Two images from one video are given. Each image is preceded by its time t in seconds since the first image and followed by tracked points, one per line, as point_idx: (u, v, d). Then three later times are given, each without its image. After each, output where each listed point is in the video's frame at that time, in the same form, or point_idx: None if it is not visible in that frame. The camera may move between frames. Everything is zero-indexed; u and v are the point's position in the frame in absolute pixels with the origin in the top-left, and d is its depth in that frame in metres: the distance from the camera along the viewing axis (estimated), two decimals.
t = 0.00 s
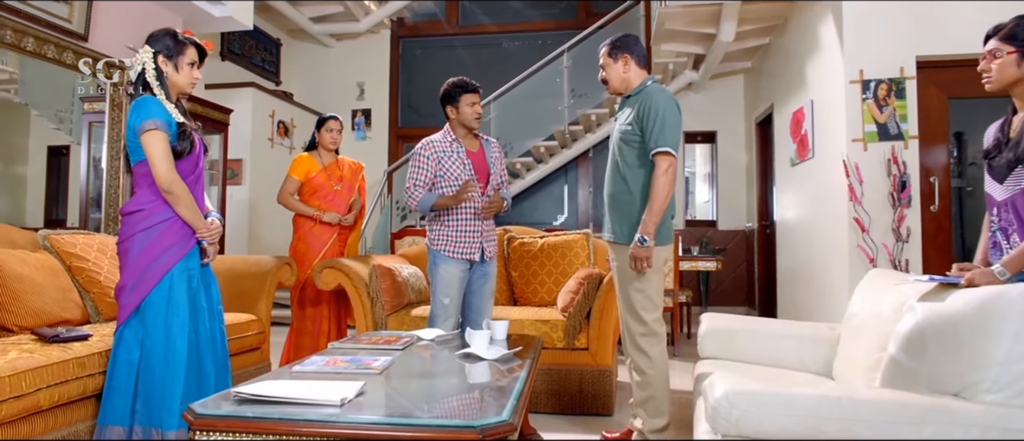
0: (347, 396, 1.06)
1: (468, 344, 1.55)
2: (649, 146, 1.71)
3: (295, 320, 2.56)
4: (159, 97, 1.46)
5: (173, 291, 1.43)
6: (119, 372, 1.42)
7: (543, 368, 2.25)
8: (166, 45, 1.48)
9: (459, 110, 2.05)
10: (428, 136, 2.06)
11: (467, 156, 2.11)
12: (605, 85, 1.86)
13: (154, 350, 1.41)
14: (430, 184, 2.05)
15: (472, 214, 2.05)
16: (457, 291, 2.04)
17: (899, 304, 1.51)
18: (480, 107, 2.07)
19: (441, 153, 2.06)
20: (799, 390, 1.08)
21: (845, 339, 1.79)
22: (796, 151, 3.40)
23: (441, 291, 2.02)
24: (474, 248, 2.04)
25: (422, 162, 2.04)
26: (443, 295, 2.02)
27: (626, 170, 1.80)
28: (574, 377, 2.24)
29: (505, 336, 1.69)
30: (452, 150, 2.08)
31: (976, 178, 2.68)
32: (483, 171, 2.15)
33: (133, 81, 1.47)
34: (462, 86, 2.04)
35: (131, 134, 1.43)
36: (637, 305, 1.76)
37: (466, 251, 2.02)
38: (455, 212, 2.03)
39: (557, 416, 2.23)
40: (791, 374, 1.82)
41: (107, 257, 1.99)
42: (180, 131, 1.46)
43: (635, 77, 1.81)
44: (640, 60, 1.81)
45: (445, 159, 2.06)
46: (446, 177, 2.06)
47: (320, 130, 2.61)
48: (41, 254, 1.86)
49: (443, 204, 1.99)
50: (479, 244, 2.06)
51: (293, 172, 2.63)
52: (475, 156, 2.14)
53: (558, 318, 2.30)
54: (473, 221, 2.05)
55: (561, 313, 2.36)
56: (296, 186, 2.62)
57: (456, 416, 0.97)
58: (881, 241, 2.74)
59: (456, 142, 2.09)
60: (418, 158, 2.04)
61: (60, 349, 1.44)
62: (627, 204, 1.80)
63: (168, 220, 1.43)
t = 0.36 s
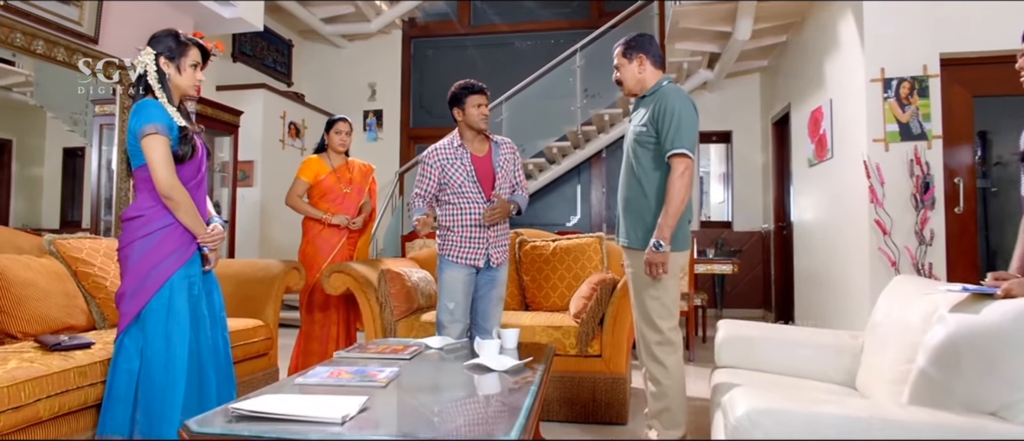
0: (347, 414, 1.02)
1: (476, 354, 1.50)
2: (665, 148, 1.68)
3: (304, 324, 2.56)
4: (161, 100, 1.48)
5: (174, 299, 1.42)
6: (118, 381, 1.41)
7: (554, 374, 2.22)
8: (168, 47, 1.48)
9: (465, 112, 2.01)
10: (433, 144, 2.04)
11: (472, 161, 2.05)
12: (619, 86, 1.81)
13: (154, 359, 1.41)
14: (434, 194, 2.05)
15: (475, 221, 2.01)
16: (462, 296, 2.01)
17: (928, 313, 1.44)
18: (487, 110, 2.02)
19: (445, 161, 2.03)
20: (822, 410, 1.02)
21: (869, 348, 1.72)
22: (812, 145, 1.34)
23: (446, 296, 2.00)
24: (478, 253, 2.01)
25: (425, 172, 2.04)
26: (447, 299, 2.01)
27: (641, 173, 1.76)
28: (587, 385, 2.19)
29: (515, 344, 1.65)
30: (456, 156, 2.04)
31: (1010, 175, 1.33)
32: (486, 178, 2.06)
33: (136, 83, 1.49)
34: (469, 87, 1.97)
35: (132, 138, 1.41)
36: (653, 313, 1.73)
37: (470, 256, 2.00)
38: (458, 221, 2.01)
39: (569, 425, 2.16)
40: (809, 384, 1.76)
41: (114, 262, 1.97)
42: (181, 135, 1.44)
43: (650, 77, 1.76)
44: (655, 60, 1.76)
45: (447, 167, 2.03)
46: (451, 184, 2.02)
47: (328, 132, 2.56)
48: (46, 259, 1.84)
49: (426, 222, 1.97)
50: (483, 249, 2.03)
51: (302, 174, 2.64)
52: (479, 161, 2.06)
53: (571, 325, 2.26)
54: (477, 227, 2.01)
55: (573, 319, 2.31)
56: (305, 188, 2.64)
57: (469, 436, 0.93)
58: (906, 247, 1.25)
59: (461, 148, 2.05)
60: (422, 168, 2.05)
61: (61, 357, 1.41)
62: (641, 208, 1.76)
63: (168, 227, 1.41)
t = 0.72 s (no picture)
0: (345, 433, 0.98)
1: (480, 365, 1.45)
2: (678, 151, 1.61)
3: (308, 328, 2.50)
4: (156, 101, 1.45)
5: (169, 306, 1.40)
6: (113, 391, 1.39)
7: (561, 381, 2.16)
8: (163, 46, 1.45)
9: (471, 112, 1.96)
10: (440, 144, 1.99)
11: (480, 162, 2.00)
12: (630, 86, 1.75)
13: (149, 368, 1.38)
14: (439, 194, 1.98)
15: (482, 223, 1.96)
16: (468, 301, 1.95)
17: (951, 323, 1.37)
18: (492, 111, 1.97)
19: (452, 161, 1.98)
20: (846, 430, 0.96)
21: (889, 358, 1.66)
22: (826, 143, 1.28)
23: (451, 300, 1.94)
24: (485, 257, 1.95)
25: (431, 171, 1.98)
26: (453, 304, 1.94)
27: (653, 176, 1.69)
28: (597, 392, 2.13)
29: (521, 352, 1.61)
30: (463, 156, 1.98)
31: None
32: (494, 178, 2.02)
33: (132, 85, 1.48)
34: (475, 88, 1.94)
35: (126, 141, 1.38)
36: (664, 320, 1.68)
37: (477, 260, 1.94)
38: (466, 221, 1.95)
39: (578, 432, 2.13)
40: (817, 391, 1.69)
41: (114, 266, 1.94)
42: (178, 137, 1.40)
43: (662, 76, 1.70)
44: (667, 58, 1.70)
45: (454, 167, 1.97)
46: (458, 184, 1.97)
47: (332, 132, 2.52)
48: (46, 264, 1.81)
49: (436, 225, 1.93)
50: (491, 253, 1.96)
51: (306, 175, 2.58)
52: (487, 162, 2.02)
53: (579, 330, 2.20)
54: (486, 229, 1.95)
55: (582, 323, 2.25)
56: (309, 189, 2.57)
57: None
58: (923, 248, 1.17)
59: (468, 149, 1.99)
60: (429, 166, 1.99)
61: (56, 367, 1.38)
62: (653, 212, 1.70)
63: (163, 232, 1.39)
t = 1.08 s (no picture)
0: None
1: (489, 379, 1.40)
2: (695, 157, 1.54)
3: (316, 333, 2.46)
4: (155, 108, 1.40)
5: (169, 317, 1.36)
6: (113, 404, 1.35)
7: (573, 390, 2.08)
8: (162, 50, 1.41)
9: (479, 116, 1.92)
10: (451, 143, 1.93)
11: (493, 164, 1.96)
12: (643, 87, 1.69)
13: (150, 381, 1.35)
14: (457, 191, 1.89)
15: (495, 228, 1.89)
16: (479, 309, 1.88)
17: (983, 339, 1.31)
18: (501, 115, 1.93)
19: (465, 160, 1.92)
20: None
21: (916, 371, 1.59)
22: (845, 144, 1.33)
23: (461, 309, 1.87)
24: (497, 261, 1.89)
25: (446, 169, 1.89)
26: (463, 312, 1.88)
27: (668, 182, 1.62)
28: (610, 401, 2.09)
29: (531, 365, 1.57)
30: (476, 156, 1.93)
31: None
32: (507, 179, 1.97)
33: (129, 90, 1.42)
34: (484, 91, 1.90)
35: (124, 148, 1.35)
36: (679, 331, 1.60)
37: (489, 265, 1.88)
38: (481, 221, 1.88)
39: None
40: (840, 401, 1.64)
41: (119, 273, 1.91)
42: (177, 144, 1.37)
43: (677, 78, 1.64)
44: (683, 59, 1.64)
45: (468, 166, 1.91)
46: (471, 185, 1.90)
47: (341, 135, 2.48)
48: (50, 271, 1.79)
49: (482, 211, 1.83)
50: (503, 259, 1.90)
51: (315, 179, 2.52)
52: (499, 164, 1.98)
53: (592, 338, 2.14)
54: (497, 231, 1.89)
55: (594, 331, 2.18)
56: (318, 193, 2.51)
57: None
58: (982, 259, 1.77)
59: (479, 150, 1.94)
60: (444, 165, 1.89)
61: (54, 379, 1.35)
62: (669, 220, 1.62)
63: (163, 240, 1.36)
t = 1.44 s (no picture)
0: None
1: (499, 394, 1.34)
2: (713, 163, 1.47)
3: (326, 339, 2.42)
4: (155, 115, 1.34)
5: (171, 328, 1.33)
6: (113, 418, 1.32)
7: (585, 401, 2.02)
8: (164, 55, 1.36)
9: (495, 119, 1.88)
10: (467, 146, 1.86)
11: (509, 169, 1.91)
12: (658, 88, 1.63)
13: (151, 394, 1.31)
14: (473, 195, 1.83)
15: (507, 235, 1.84)
16: (492, 318, 1.83)
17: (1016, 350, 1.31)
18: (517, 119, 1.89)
19: (483, 165, 1.86)
20: None
21: (947, 387, 1.51)
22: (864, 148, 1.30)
23: (473, 318, 1.82)
24: (510, 269, 1.83)
25: (461, 172, 1.82)
26: (476, 322, 1.82)
27: (685, 189, 1.56)
28: (624, 412, 2.03)
29: (542, 377, 1.53)
30: (493, 161, 1.88)
31: None
32: (523, 186, 1.95)
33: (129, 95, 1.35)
34: (501, 93, 1.86)
35: (124, 155, 1.31)
36: (696, 344, 1.53)
37: (502, 274, 1.82)
38: (495, 226, 1.83)
39: None
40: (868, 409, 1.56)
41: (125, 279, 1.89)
42: (178, 152, 1.34)
43: (695, 80, 1.58)
44: (700, 60, 1.58)
45: (485, 172, 1.85)
46: (483, 192, 1.84)
47: (350, 137, 2.45)
48: (54, 278, 1.76)
49: (501, 215, 1.78)
50: (516, 267, 1.85)
51: (325, 183, 2.46)
52: (515, 169, 1.95)
53: (605, 347, 2.08)
54: (511, 239, 1.84)
55: (607, 340, 2.13)
56: (329, 199, 2.45)
57: None
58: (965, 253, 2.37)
59: (496, 154, 1.90)
60: (459, 169, 1.83)
61: (54, 391, 1.32)
62: (686, 229, 1.56)
63: (165, 249, 1.32)
